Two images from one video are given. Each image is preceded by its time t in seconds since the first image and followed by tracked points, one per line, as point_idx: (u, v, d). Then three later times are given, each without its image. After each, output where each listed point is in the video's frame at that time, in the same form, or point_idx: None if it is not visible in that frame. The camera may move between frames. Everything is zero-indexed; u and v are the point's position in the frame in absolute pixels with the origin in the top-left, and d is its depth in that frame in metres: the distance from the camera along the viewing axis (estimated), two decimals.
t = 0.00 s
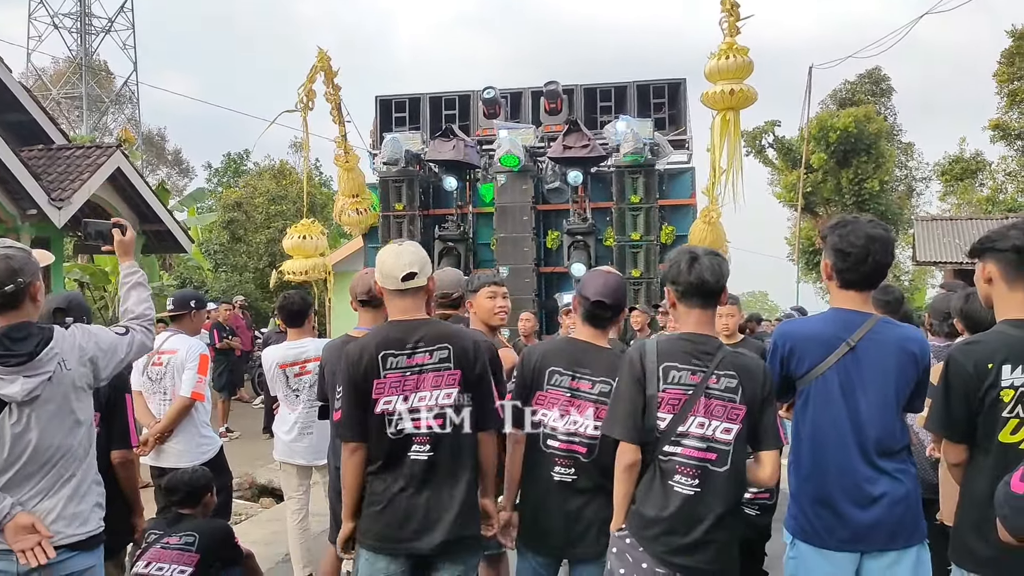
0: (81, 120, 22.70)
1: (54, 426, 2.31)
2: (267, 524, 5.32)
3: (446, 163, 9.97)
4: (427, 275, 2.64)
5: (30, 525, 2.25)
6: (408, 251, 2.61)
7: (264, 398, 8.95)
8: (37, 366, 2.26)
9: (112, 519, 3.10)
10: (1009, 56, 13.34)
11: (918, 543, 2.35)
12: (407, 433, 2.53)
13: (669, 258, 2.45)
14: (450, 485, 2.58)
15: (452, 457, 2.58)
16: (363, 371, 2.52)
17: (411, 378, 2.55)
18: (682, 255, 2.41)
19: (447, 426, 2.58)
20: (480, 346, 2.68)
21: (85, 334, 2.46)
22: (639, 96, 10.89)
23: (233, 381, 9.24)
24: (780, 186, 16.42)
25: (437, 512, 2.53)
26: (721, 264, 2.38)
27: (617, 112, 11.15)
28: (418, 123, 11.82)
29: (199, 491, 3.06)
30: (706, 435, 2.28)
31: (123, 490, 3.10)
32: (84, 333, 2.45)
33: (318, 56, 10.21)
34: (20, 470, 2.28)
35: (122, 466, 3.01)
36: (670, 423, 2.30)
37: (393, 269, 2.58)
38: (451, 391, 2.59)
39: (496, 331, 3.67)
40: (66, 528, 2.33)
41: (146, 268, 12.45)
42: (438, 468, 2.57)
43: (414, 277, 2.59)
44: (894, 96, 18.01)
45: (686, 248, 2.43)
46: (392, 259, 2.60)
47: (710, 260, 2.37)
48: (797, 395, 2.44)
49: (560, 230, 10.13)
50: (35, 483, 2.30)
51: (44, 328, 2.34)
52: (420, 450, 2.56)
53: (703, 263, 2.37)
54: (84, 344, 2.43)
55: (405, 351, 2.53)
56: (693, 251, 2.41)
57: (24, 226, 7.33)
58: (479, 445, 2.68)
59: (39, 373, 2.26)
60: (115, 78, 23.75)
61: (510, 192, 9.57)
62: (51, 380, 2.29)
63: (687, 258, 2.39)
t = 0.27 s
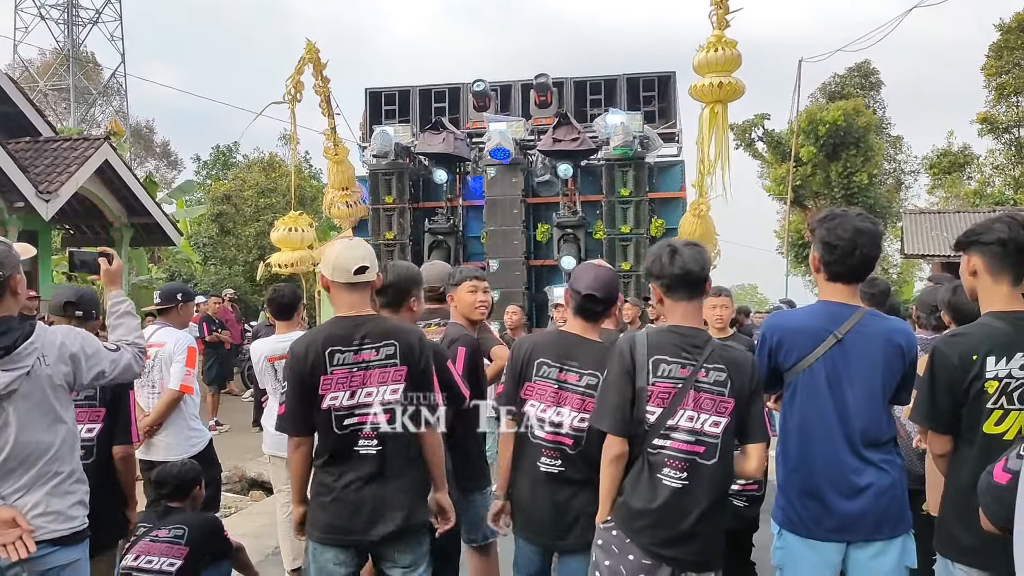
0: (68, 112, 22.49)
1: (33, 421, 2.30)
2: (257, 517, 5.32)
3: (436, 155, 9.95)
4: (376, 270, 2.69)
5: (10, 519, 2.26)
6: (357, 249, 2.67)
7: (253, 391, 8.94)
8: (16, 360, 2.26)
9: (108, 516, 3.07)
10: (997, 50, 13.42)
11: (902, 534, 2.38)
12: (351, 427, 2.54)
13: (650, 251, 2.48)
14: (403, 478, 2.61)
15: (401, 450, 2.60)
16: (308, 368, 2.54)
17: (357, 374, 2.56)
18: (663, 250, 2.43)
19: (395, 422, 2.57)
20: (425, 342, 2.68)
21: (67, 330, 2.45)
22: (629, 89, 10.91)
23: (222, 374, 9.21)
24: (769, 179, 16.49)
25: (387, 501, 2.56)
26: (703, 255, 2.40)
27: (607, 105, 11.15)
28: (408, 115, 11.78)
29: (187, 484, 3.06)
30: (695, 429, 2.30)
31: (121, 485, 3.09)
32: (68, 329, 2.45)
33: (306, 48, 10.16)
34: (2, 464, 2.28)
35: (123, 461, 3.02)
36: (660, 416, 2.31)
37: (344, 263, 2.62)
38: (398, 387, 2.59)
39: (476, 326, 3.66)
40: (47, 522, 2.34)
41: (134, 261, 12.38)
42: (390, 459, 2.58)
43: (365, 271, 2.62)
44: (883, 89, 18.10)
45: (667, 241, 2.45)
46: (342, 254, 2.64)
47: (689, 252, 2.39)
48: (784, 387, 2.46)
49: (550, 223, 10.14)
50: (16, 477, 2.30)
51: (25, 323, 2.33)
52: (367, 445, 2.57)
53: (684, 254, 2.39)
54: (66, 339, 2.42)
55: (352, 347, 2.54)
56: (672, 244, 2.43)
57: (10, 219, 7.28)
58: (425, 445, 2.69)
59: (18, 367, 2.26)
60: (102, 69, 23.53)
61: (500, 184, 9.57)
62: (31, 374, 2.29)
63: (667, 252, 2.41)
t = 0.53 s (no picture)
0: (53, 104, 22.26)
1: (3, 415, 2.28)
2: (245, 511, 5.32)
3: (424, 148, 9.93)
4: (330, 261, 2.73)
5: None
6: (309, 239, 2.70)
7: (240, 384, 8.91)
8: None
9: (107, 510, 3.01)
10: (984, 44, 13.51)
11: (887, 524, 2.41)
12: (309, 416, 2.56)
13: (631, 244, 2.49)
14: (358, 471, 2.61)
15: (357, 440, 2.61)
16: (265, 357, 2.54)
17: (314, 364, 2.58)
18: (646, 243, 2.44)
19: (344, 411, 2.60)
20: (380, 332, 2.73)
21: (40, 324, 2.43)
22: (617, 82, 10.92)
23: (210, 367, 9.18)
24: (757, 172, 16.57)
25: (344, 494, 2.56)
26: (683, 250, 2.44)
27: (595, 98, 11.16)
28: (395, 108, 11.74)
29: (173, 478, 3.13)
30: (686, 420, 2.32)
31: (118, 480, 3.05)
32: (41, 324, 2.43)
33: (293, 39, 10.11)
34: None
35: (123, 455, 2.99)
36: (652, 408, 2.33)
37: (298, 254, 2.65)
38: (354, 376, 2.64)
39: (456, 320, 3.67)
40: (19, 517, 2.32)
41: (120, 253, 12.30)
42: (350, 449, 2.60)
43: (318, 262, 2.67)
44: (870, 83, 18.20)
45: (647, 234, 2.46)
46: (295, 245, 2.67)
47: (676, 248, 2.43)
48: (770, 378, 2.49)
49: (538, 216, 10.14)
50: None
51: None
52: (326, 434, 2.57)
53: (674, 251, 2.43)
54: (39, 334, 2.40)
55: (309, 337, 2.56)
56: (655, 237, 2.45)
57: None
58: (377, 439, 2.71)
59: None
60: (88, 61, 23.29)
61: (488, 177, 9.56)
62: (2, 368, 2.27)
63: (650, 246, 2.43)
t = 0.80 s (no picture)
0: (39, 97, 22.04)
1: None
2: (234, 506, 5.31)
3: (413, 142, 9.90)
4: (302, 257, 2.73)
5: None
6: (282, 235, 2.71)
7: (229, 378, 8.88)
8: None
9: (97, 507, 3.03)
10: (970, 38, 13.59)
11: (875, 515, 2.44)
12: (292, 409, 2.56)
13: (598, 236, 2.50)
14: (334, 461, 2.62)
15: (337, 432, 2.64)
16: (248, 351, 2.54)
17: (296, 358, 2.59)
18: (617, 235, 2.46)
19: (326, 403, 2.62)
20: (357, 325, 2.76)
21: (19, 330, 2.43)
22: (606, 77, 10.93)
23: (198, 362, 9.14)
24: (746, 166, 16.64)
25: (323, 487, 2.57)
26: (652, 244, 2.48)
27: (584, 92, 11.17)
28: (384, 101, 11.70)
29: (162, 471, 3.07)
30: (666, 409, 2.35)
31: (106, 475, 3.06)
32: (19, 329, 2.43)
33: (280, 32, 10.05)
34: None
35: (111, 449, 3.00)
36: (632, 400, 2.35)
37: (271, 250, 2.65)
38: (335, 368, 2.67)
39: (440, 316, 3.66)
40: None
41: (107, 247, 12.21)
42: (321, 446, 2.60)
43: (292, 257, 2.67)
44: (857, 77, 18.29)
45: (619, 228, 2.49)
46: (268, 241, 2.67)
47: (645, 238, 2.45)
48: (758, 371, 2.51)
49: (527, 210, 10.14)
50: None
51: None
52: (309, 425, 2.59)
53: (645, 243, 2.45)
54: (17, 340, 2.40)
55: (291, 330, 2.58)
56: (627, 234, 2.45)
57: None
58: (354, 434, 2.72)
59: None
60: (74, 53, 23.08)
61: (477, 171, 9.55)
62: None
63: (621, 239, 2.44)
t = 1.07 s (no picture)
0: (26, 92, 21.84)
1: None
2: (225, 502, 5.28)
3: (403, 136, 9.87)
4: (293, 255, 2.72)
5: None
6: (271, 234, 2.70)
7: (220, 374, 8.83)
8: None
9: (80, 504, 3.06)
10: (959, 34, 13.66)
11: (865, 509, 2.46)
12: (277, 405, 2.57)
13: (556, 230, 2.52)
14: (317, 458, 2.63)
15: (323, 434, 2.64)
16: (235, 345, 2.53)
17: (282, 354, 2.58)
18: (580, 227, 2.48)
19: (311, 400, 2.61)
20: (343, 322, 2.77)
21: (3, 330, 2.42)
22: (596, 71, 10.92)
23: (189, 357, 9.09)
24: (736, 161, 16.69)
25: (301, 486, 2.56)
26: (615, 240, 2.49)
27: (574, 87, 11.16)
28: (374, 96, 11.65)
29: (152, 468, 3.03)
30: (640, 401, 2.39)
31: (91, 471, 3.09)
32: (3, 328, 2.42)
33: (270, 27, 9.99)
34: None
35: (95, 445, 3.02)
36: (612, 395, 2.35)
37: (259, 249, 2.65)
38: (320, 366, 2.66)
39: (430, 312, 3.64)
40: None
41: (95, 243, 12.11)
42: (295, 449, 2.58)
43: (279, 257, 2.66)
44: (847, 72, 18.36)
45: (584, 220, 2.50)
46: (255, 241, 2.67)
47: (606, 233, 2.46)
48: (750, 366, 2.52)
49: (518, 205, 10.13)
50: None
51: None
52: (293, 421, 2.59)
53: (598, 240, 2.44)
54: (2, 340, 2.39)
55: (278, 327, 2.57)
56: (570, 231, 2.47)
57: None
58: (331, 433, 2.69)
59: None
60: (61, 48, 22.88)
61: (468, 166, 9.53)
62: None
63: (584, 230, 2.46)
